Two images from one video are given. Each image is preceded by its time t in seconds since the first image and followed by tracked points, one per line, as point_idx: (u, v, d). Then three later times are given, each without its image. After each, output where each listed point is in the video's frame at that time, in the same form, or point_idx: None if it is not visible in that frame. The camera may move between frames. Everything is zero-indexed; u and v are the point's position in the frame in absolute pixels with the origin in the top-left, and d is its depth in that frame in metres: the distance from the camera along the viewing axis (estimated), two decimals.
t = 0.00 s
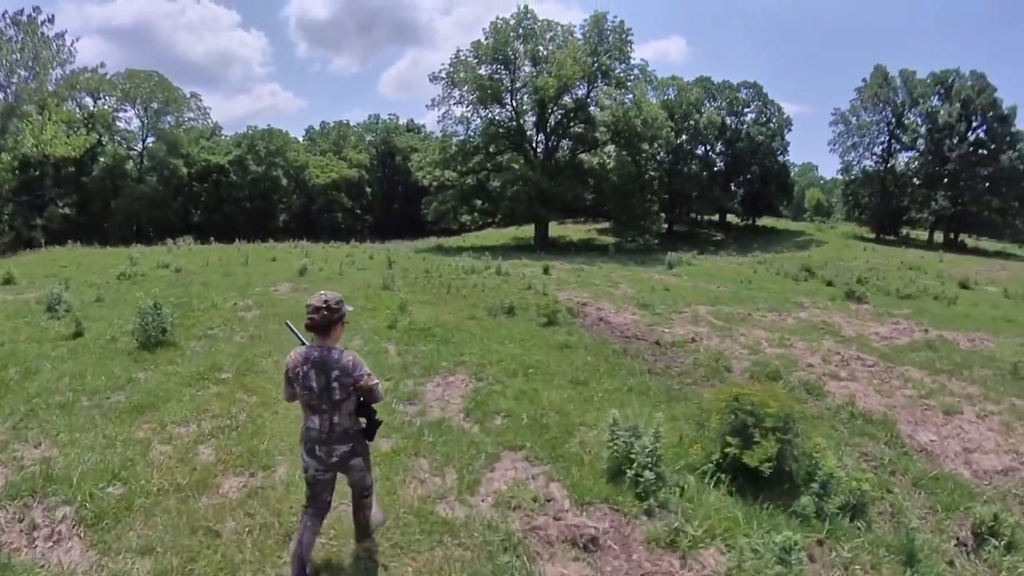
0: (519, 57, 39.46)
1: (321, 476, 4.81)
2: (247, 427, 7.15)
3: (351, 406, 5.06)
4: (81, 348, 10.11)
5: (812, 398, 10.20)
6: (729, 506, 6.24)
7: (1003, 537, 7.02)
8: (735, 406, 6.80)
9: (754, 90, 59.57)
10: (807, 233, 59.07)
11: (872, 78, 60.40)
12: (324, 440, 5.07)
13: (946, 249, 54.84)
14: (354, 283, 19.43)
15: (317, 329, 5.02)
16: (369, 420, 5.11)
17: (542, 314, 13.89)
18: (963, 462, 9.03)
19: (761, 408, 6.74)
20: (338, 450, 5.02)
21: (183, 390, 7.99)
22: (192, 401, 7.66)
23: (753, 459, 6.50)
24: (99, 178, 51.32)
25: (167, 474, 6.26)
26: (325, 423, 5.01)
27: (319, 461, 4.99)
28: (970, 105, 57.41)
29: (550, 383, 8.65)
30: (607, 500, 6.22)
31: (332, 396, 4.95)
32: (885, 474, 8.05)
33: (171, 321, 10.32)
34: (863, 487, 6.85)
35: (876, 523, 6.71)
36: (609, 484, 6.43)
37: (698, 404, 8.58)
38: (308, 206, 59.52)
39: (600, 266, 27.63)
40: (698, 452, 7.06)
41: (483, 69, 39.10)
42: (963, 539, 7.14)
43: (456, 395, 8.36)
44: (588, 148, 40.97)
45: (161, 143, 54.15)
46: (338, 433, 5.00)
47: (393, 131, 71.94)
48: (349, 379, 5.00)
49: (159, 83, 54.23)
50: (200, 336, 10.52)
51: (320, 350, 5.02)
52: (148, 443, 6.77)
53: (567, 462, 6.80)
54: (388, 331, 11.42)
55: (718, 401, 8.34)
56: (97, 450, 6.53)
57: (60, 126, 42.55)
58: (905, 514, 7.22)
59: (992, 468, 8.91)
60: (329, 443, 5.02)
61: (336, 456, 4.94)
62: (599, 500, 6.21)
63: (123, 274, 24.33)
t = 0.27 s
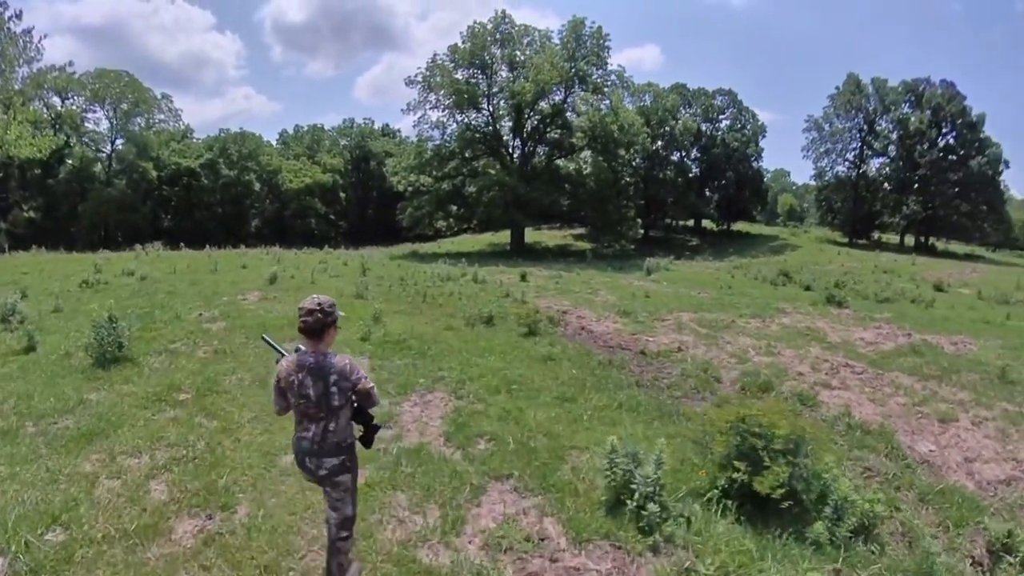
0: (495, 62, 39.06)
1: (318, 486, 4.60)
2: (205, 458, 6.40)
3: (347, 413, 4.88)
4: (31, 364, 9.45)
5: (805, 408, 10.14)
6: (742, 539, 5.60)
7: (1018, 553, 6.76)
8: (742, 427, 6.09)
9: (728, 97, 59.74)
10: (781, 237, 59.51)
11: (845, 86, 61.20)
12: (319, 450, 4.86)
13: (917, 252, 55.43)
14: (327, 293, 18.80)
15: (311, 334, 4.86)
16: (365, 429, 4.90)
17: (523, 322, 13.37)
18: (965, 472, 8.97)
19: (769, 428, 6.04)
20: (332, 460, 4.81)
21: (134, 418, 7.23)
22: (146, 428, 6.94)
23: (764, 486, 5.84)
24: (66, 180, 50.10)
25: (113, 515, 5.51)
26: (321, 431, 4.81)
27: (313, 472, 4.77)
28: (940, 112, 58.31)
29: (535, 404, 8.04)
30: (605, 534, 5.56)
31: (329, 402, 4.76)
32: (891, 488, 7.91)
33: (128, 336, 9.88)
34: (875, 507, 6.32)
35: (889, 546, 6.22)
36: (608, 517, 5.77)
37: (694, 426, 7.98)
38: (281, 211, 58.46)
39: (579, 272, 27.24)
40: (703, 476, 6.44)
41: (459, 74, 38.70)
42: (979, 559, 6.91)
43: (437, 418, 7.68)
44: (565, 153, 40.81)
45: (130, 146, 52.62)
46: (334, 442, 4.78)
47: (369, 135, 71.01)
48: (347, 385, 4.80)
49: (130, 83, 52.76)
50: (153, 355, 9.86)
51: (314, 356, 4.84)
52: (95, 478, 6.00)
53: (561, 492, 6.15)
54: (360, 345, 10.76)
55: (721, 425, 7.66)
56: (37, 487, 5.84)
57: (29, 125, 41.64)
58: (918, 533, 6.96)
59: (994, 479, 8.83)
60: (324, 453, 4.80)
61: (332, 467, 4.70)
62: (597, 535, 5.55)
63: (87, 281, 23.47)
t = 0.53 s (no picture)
0: (483, 64, 38.78)
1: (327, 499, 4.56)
2: (179, 482, 5.90)
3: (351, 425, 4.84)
4: None
5: (809, 417, 9.94)
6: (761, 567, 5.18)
7: None
8: (755, 444, 5.66)
9: (716, 100, 59.57)
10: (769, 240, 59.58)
11: (832, 90, 61.46)
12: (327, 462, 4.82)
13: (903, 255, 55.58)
14: (312, 298, 18.34)
15: (309, 349, 4.79)
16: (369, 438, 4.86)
17: (513, 329, 12.95)
18: (974, 481, 8.71)
19: (783, 444, 5.61)
20: (340, 471, 4.77)
21: (104, 438, 6.74)
22: (116, 448, 6.46)
23: (780, 508, 5.40)
24: (48, 182, 49.22)
25: (77, 547, 4.98)
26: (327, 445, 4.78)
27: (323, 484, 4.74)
28: (925, 116, 58.61)
29: (531, 419, 7.64)
30: (614, 562, 5.12)
31: (331, 415, 4.71)
32: (902, 500, 7.64)
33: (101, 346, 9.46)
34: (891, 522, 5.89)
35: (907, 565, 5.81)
36: (617, 545, 5.32)
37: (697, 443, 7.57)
38: (266, 214, 57.77)
39: (568, 275, 26.91)
40: (716, 497, 6.04)
41: (447, 76, 38.34)
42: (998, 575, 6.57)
43: (428, 435, 7.25)
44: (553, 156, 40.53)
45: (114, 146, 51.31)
46: (341, 453, 4.74)
47: (355, 136, 70.33)
48: (349, 396, 4.74)
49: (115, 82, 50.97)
50: (127, 366, 9.43)
51: (314, 370, 4.78)
52: (60, 505, 5.52)
53: (564, 516, 5.74)
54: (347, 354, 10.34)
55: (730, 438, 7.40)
56: None
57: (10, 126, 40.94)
58: (933, 550, 6.65)
59: (1002, 486, 8.57)
60: (332, 463, 4.77)
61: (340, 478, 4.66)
62: (606, 564, 5.10)
63: (66, 285, 22.88)
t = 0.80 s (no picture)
0: (486, 61, 38.32)
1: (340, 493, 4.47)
2: (164, 505, 5.47)
3: (367, 420, 4.75)
4: None
5: (829, 426, 9.56)
6: None
7: None
8: (792, 464, 5.14)
9: (720, 98, 59.03)
10: (773, 239, 59.13)
11: (837, 87, 60.95)
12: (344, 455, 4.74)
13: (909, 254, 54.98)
14: (313, 299, 17.90)
15: (329, 343, 4.68)
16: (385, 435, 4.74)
17: (520, 331, 12.47)
18: (1007, 494, 8.26)
19: (824, 463, 5.15)
20: (357, 468, 4.66)
21: (87, 453, 6.31)
22: (99, 466, 6.03)
23: (820, 534, 4.90)
24: (49, 182, 48.91)
25: None
26: (343, 439, 4.68)
27: (337, 478, 4.66)
28: (931, 114, 58.05)
29: (542, 432, 7.18)
30: None
31: (347, 409, 4.63)
32: (935, 516, 7.19)
33: (90, 351, 9.04)
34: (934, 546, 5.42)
35: None
36: None
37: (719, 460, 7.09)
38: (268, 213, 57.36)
39: (573, 274, 26.45)
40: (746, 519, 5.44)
41: (449, 73, 37.88)
42: None
43: (433, 450, 6.81)
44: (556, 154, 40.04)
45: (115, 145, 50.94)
46: (357, 446, 4.66)
47: (358, 135, 69.85)
48: (365, 390, 4.66)
49: (116, 81, 50.53)
50: (118, 372, 9.04)
51: (333, 363, 4.71)
52: (35, 530, 5.09)
53: (583, 543, 5.31)
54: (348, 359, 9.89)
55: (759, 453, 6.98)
56: None
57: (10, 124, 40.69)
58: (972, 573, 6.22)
59: None
60: (348, 456, 4.68)
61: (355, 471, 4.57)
62: None
63: (64, 286, 22.53)
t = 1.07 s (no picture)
0: (490, 57, 37.88)
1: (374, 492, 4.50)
2: (147, 529, 5.04)
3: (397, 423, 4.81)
4: None
5: (853, 434, 9.13)
6: None
7: None
8: (837, 487, 4.73)
9: (726, 95, 58.45)
10: (779, 237, 58.58)
11: (843, 84, 60.37)
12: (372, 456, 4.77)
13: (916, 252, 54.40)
14: (314, 298, 17.46)
15: (362, 348, 4.71)
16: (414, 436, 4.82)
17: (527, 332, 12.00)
18: None
19: (869, 485, 4.75)
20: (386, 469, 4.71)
21: (69, 468, 5.88)
22: (81, 482, 5.61)
23: (868, 564, 4.45)
24: (50, 180, 48.61)
25: None
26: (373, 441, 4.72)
27: (369, 478, 4.67)
28: (939, 112, 57.43)
29: (555, 445, 6.73)
30: None
31: (381, 412, 4.68)
32: (973, 535, 6.75)
33: (78, 355, 8.61)
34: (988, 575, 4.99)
35: None
36: None
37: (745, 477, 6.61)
38: (271, 211, 56.96)
39: (579, 272, 25.99)
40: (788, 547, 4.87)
41: (453, 69, 37.41)
42: None
43: (440, 465, 6.37)
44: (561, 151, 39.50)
45: (116, 143, 50.53)
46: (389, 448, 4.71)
47: (360, 132, 69.40)
48: (398, 394, 4.73)
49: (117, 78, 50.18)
50: (109, 377, 8.62)
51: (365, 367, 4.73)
52: (6, 557, 4.67)
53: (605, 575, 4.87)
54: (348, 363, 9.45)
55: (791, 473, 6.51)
56: None
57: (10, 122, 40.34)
58: None
59: None
60: (379, 457, 4.71)
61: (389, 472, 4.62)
62: None
63: (61, 284, 22.14)
